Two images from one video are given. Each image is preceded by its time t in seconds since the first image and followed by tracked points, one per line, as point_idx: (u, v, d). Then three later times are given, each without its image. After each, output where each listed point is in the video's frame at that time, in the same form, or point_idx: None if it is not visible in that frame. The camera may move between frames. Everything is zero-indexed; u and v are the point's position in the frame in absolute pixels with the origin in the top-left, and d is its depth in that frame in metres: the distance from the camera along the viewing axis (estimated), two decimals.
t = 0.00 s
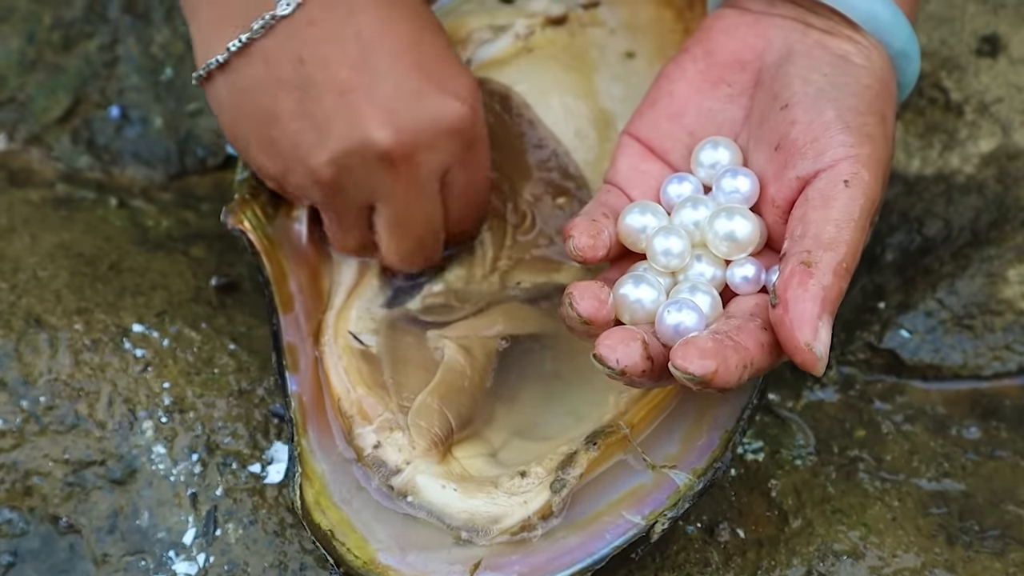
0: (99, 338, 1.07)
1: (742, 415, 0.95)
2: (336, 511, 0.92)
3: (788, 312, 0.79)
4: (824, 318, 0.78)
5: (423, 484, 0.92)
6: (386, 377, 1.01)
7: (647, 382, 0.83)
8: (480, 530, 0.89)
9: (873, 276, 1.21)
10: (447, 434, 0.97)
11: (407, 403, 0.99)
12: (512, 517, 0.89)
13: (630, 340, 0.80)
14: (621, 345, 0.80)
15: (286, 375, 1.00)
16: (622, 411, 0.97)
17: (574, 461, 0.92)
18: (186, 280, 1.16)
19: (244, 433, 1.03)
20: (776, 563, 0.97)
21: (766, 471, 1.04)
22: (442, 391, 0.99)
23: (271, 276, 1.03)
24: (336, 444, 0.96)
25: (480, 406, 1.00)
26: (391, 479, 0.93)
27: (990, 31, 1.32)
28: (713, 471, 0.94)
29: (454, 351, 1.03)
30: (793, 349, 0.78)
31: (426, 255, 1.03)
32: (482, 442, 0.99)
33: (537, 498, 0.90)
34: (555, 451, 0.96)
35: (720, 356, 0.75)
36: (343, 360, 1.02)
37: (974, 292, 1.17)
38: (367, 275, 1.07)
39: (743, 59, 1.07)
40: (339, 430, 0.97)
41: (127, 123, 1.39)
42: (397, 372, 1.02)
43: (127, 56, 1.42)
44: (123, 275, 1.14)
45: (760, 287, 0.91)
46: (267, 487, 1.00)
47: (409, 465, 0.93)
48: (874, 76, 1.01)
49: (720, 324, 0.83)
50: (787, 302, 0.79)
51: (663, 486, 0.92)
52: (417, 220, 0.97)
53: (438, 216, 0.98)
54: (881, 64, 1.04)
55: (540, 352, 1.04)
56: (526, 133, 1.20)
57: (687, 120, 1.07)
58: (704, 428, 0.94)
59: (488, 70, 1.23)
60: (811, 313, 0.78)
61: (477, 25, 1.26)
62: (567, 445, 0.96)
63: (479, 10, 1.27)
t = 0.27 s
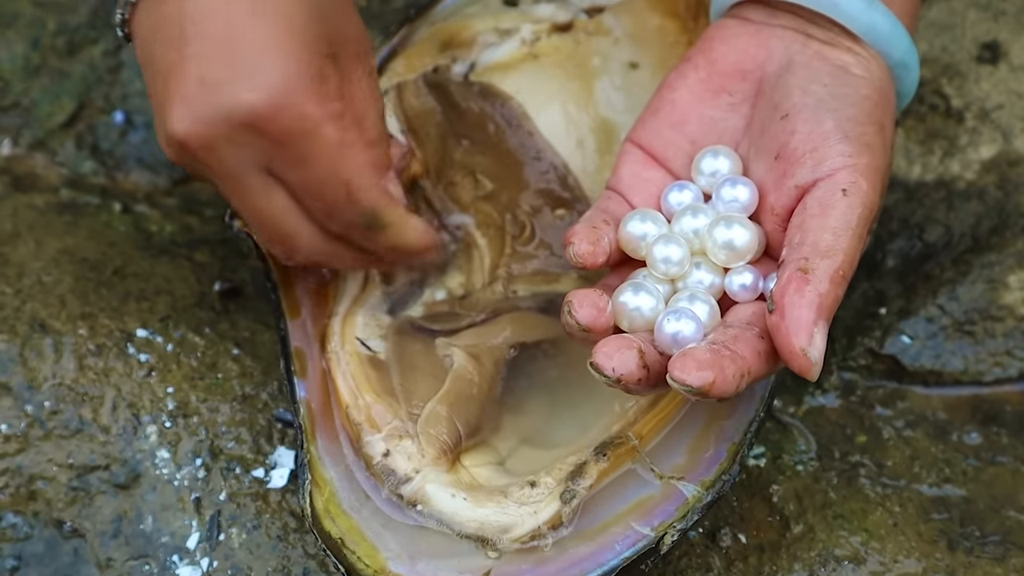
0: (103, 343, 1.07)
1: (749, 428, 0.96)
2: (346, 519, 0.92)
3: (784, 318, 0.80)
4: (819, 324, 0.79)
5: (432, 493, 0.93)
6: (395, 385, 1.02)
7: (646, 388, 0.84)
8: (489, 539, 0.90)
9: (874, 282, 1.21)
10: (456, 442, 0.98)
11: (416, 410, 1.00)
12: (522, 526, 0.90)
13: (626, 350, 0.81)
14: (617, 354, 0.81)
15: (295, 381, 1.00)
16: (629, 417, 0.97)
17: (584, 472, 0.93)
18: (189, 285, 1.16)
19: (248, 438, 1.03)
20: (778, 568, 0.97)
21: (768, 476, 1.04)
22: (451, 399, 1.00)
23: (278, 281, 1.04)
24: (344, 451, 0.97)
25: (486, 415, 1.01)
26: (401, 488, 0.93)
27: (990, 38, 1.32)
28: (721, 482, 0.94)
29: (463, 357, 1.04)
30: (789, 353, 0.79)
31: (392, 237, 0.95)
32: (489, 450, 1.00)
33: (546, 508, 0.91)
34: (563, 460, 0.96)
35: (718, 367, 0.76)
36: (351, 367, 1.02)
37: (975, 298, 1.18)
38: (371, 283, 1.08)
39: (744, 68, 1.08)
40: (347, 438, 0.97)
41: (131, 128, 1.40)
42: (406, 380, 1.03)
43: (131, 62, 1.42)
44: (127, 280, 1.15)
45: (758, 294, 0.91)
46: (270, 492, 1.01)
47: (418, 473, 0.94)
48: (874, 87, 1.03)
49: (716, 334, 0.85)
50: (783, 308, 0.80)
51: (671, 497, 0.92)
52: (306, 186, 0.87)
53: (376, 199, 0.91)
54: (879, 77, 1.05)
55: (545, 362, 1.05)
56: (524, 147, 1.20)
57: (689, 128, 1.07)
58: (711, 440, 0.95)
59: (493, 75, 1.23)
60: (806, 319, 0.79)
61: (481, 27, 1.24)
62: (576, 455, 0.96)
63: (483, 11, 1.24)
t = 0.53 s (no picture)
0: (107, 348, 1.07)
1: (752, 434, 0.97)
2: (350, 524, 0.92)
3: (767, 311, 0.80)
4: (802, 318, 0.79)
5: (435, 498, 0.92)
6: (399, 390, 1.02)
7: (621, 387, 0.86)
8: (492, 545, 0.90)
9: (877, 288, 1.23)
10: (460, 448, 0.97)
11: (420, 416, 0.99)
12: (526, 532, 0.90)
13: (597, 347, 0.83)
14: (588, 353, 0.82)
15: (299, 387, 1.00)
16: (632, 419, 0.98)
17: (588, 478, 0.93)
18: (193, 290, 1.16)
19: (251, 443, 1.04)
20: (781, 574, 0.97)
21: (771, 482, 1.04)
22: (454, 406, 1.00)
23: (283, 287, 1.04)
24: (348, 457, 0.97)
25: (490, 421, 1.01)
26: (404, 494, 0.93)
27: (993, 45, 1.31)
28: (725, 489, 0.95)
29: (467, 364, 1.05)
30: (771, 347, 0.79)
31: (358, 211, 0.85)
32: (493, 456, 1.00)
33: (549, 514, 0.91)
34: (568, 466, 0.95)
35: (694, 364, 0.78)
36: (355, 371, 1.01)
37: (978, 305, 1.17)
38: (376, 289, 1.08)
39: (734, 64, 1.10)
40: (353, 445, 0.97)
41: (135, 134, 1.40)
42: (409, 386, 1.02)
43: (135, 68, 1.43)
44: (131, 285, 1.15)
45: (739, 290, 0.93)
46: (273, 497, 1.01)
47: (422, 479, 0.93)
48: (861, 83, 1.05)
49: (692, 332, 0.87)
50: (766, 301, 0.80)
51: (675, 503, 0.93)
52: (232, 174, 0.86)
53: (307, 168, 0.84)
54: (868, 74, 1.08)
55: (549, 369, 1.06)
56: (526, 153, 1.20)
57: (677, 122, 1.09)
58: (714, 447, 0.96)
59: (497, 82, 1.23)
60: (788, 311, 0.79)
61: (486, 33, 1.24)
62: (579, 461, 0.96)
63: (486, 18, 1.25)
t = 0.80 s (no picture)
0: (110, 352, 1.07)
1: (755, 440, 0.97)
2: (352, 528, 0.92)
3: (757, 314, 0.81)
4: (791, 321, 0.80)
5: (438, 503, 0.93)
6: (401, 395, 1.02)
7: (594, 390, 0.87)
8: (494, 549, 0.91)
9: (880, 293, 1.22)
10: (462, 453, 0.98)
11: (423, 421, 1.00)
12: (528, 536, 0.91)
13: (568, 356, 0.83)
14: (561, 366, 0.83)
15: (302, 391, 0.99)
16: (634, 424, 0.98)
17: (590, 483, 0.94)
18: (195, 294, 1.16)
19: (254, 447, 1.04)
20: None
21: (773, 487, 1.04)
22: (456, 411, 1.00)
23: (285, 291, 1.02)
24: (350, 461, 0.97)
25: (492, 427, 1.02)
26: (406, 499, 0.93)
27: (996, 49, 1.32)
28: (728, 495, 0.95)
29: (470, 369, 1.04)
30: (761, 350, 0.80)
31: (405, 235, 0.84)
32: (495, 460, 1.00)
33: (552, 518, 0.92)
34: (569, 471, 0.96)
35: (672, 367, 0.79)
36: (357, 376, 1.02)
37: (981, 310, 1.18)
38: (379, 294, 1.09)
39: (720, 65, 1.11)
40: (355, 449, 0.97)
41: (138, 138, 1.40)
42: (412, 390, 1.03)
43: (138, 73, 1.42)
44: (134, 289, 1.15)
45: (723, 290, 0.94)
46: (276, 501, 1.01)
47: (424, 484, 0.94)
48: (846, 85, 1.07)
49: (668, 333, 0.88)
50: (756, 303, 0.81)
51: (678, 508, 0.92)
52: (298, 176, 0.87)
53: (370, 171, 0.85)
54: (852, 78, 1.10)
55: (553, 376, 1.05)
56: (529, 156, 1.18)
57: (661, 120, 1.10)
58: (717, 453, 0.95)
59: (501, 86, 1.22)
60: (778, 315, 0.80)
61: (489, 37, 1.25)
62: (581, 466, 0.96)
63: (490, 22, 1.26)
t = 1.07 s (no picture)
0: (112, 354, 1.07)
1: (757, 443, 0.97)
2: (353, 531, 0.92)
3: (720, 320, 0.82)
4: (753, 328, 0.81)
5: (440, 506, 0.94)
6: (403, 398, 1.02)
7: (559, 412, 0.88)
8: (498, 552, 0.91)
9: (883, 296, 1.22)
10: (464, 456, 0.98)
11: (425, 423, 1.00)
12: (531, 539, 0.91)
13: (532, 382, 0.84)
14: (525, 390, 0.83)
15: (303, 392, 0.98)
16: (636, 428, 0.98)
17: (592, 486, 0.94)
18: (198, 296, 1.16)
19: (256, 449, 1.04)
20: None
21: (776, 490, 1.04)
22: (459, 413, 1.00)
23: (286, 292, 1.00)
24: (352, 464, 0.96)
25: (496, 428, 1.01)
26: (409, 502, 0.94)
27: (999, 52, 1.31)
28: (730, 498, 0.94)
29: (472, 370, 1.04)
30: (724, 358, 0.81)
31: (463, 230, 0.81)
32: (497, 463, 1.00)
33: (554, 521, 0.92)
34: (571, 474, 0.96)
35: (634, 399, 0.80)
36: (360, 379, 1.02)
37: (984, 313, 1.18)
38: (381, 297, 1.10)
39: (683, 69, 1.10)
40: (357, 451, 0.97)
41: (140, 140, 1.40)
42: (414, 393, 1.03)
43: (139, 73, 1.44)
44: (136, 291, 1.15)
45: (675, 306, 0.96)
46: (277, 503, 1.01)
47: (426, 487, 0.95)
48: (807, 94, 1.04)
49: (624, 358, 0.88)
50: (719, 310, 0.82)
51: (680, 511, 0.92)
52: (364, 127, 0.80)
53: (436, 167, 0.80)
54: (816, 87, 1.07)
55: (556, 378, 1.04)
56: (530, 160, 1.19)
57: (623, 124, 1.09)
58: (719, 456, 0.96)
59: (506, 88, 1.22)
60: (741, 321, 0.81)
61: (492, 39, 1.25)
62: (584, 469, 0.96)
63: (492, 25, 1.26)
